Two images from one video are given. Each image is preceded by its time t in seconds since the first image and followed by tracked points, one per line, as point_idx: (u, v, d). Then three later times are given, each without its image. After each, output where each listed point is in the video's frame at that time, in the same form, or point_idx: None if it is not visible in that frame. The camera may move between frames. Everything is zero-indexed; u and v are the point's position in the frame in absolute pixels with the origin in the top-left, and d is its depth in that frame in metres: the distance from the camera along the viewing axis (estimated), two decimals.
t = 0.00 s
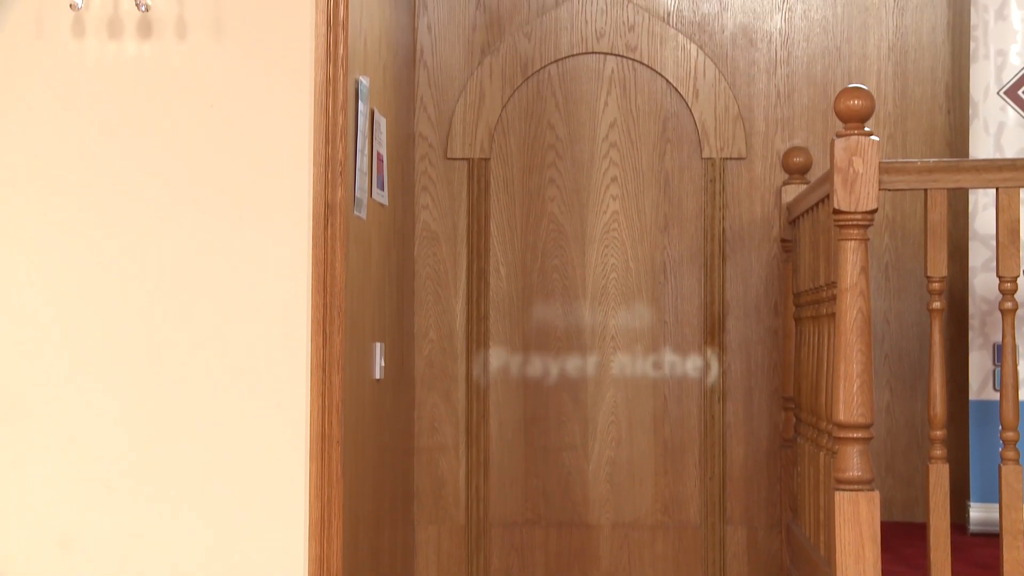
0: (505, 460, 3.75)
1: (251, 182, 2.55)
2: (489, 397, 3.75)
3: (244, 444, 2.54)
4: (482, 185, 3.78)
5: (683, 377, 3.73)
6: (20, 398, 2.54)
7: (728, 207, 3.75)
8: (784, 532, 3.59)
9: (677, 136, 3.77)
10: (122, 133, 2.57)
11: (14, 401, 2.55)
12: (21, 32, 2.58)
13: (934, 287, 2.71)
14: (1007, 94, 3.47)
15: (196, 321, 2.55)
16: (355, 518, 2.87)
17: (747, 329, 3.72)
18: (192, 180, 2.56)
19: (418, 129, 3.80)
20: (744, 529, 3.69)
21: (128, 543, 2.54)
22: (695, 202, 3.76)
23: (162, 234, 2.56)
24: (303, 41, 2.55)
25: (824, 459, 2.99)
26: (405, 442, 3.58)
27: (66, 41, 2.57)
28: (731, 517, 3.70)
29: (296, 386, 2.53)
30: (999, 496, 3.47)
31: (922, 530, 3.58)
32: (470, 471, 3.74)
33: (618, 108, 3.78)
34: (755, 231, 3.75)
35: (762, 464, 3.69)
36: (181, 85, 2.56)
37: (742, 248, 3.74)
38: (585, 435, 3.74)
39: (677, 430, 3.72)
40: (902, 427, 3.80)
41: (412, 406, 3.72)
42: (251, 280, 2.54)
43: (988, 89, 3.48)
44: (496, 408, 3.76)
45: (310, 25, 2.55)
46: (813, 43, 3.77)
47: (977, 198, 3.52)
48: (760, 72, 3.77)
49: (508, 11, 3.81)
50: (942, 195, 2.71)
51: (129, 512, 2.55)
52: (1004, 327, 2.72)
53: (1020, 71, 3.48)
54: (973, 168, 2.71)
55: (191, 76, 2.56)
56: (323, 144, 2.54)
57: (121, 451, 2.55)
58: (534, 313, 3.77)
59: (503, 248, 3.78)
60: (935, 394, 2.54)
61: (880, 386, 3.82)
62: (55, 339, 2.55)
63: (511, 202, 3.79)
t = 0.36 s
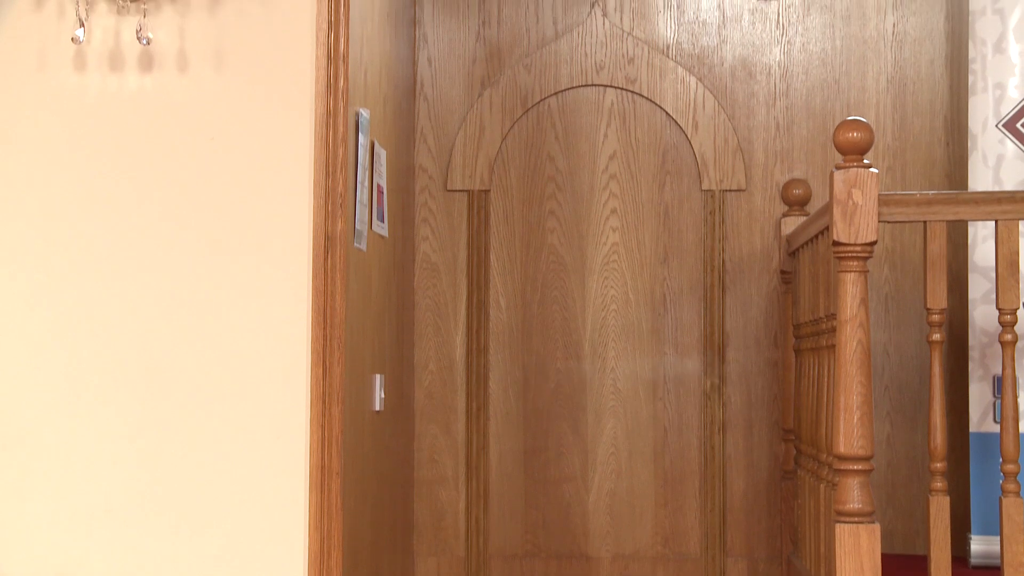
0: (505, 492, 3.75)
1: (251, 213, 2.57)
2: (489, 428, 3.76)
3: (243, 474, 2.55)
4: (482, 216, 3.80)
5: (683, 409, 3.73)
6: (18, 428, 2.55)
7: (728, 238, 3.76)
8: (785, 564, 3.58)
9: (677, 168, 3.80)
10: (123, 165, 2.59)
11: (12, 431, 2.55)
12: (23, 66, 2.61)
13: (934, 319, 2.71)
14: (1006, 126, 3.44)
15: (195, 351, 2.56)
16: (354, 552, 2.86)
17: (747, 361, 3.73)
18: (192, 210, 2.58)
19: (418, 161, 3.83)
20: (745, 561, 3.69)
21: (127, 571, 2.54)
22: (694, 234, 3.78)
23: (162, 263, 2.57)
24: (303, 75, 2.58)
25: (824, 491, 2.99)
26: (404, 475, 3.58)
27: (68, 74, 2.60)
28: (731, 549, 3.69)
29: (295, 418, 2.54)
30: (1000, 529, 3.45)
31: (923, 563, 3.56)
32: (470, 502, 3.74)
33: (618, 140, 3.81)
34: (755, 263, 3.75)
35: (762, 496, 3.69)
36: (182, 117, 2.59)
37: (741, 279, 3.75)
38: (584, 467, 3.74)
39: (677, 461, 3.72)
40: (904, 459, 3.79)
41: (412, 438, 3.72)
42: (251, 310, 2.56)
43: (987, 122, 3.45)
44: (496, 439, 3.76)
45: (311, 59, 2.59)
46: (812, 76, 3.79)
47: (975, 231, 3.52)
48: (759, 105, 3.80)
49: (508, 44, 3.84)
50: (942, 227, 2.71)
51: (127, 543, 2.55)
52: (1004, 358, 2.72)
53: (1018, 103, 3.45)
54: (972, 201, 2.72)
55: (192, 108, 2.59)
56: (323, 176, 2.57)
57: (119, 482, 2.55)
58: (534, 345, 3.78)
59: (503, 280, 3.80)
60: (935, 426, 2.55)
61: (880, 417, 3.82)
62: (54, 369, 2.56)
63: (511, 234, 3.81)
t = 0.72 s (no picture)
0: (505, 521, 3.75)
1: (252, 241, 2.62)
2: (489, 457, 3.76)
3: (241, 494, 2.59)
4: (482, 245, 3.81)
5: (683, 437, 3.73)
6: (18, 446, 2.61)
7: (728, 267, 3.77)
8: None
9: (676, 197, 3.82)
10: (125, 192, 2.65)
11: (13, 448, 2.61)
12: (26, 96, 2.69)
13: (934, 348, 2.71)
14: (1004, 157, 3.45)
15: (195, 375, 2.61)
16: None
17: (747, 389, 3.73)
18: (194, 236, 2.63)
19: (418, 190, 3.85)
20: None
21: None
22: (694, 263, 3.79)
23: (164, 287, 2.63)
24: (304, 107, 2.64)
25: (825, 520, 2.98)
26: (404, 504, 3.58)
27: (70, 105, 2.68)
28: None
29: (295, 450, 2.58)
30: (1001, 559, 3.43)
31: None
32: (470, 531, 3.73)
33: (618, 169, 3.83)
34: (755, 292, 3.76)
35: (762, 526, 3.68)
36: (184, 145, 2.65)
37: (741, 308, 3.76)
38: (584, 496, 3.74)
39: (677, 490, 3.72)
40: (904, 489, 3.78)
41: (412, 467, 3.72)
42: (250, 334, 2.60)
43: (986, 152, 3.46)
44: (496, 468, 3.76)
45: (311, 92, 2.64)
46: (811, 106, 3.81)
47: (974, 260, 3.50)
48: (759, 134, 3.82)
49: (508, 74, 3.86)
50: (941, 256, 2.71)
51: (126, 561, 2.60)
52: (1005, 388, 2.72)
53: (1017, 133, 3.46)
54: (971, 230, 2.73)
55: (194, 136, 2.65)
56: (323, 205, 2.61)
57: (118, 500, 2.60)
58: (534, 374, 3.79)
59: (504, 309, 3.81)
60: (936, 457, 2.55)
61: (881, 447, 3.81)
62: (54, 387, 2.62)
63: (511, 263, 3.82)
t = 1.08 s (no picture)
0: (505, 548, 3.74)
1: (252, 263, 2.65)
2: (489, 483, 3.75)
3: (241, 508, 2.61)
4: (482, 270, 3.82)
5: (683, 462, 3.73)
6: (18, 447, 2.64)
7: (728, 292, 3.78)
8: None
9: (676, 223, 3.83)
10: (126, 205, 2.68)
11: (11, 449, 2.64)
12: (26, 122, 2.71)
13: (934, 374, 2.72)
14: (1004, 182, 3.46)
15: (195, 382, 2.64)
16: None
17: (747, 415, 3.73)
18: (195, 258, 2.67)
19: (418, 216, 3.86)
20: None
21: None
22: (694, 288, 3.80)
23: (165, 308, 2.66)
24: (304, 133, 2.68)
25: (825, 546, 2.98)
26: (403, 530, 3.58)
27: (70, 130, 2.70)
28: None
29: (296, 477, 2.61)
30: None
31: None
32: (470, 557, 3.72)
33: (618, 195, 3.85)
34: (755, 318, 3.77)
35: (762, 552, 3.68)
36: (185, 168, 2.69)
37: (741, 334, 3.77)
38: (584, 522, 3.73)
39: (677, 516, 3.72)
40: (905, 515, 3.78)
41: (411, 493, 3.71)
42: (252, 356, 2.63)
43: (986, 178, 3.49)
44: (496, 495, 3.76)
45: (312, 118, 2.68)
46: (810, 132, 3.84)
47: (974, 285, 3.51)
48: (758, 160, 3.84)
49: (508, 100, 3.89)
50: (941, 282, 2.73)
51: (126, 560, 2.62)
52: (1005, 414, 2.72)
53: (1015, 159, 3.48)
54: (971, 256, 2.74)
55: (194, 159, 2.69)
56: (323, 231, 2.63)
57: (117, 507, 2.63)
58: (534, 400, 3.79)
59: (504, 335, 3.82)
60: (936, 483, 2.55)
61: (881, 472, 3.80)
62: (53, 386, 2.64)
63: (510, 288, 3.83)
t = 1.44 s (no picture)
0: (505, 564, 3.74)
1: (252, 275, 2.67)
2: (489, 499, 3.75)
3: (241, 519, 2.62)
4: (482, 286, 3.83)
5: (683, 478, 3.73)
6: (18, 448, 2.64)
7: (728, 308, 3.79)
8: None
9: (676, 239, 3.84)
10: (128, 210, 2.70)
11: (11, 450, 2.64)
12: (26, 137, 2.73)
13: (935, 390, 2.72)
14: (1003, 199, 3.47)
15: (195, 387, 2.65)
16: None
17: (747, 431, 3.73)
18: (195, 269, 2.68)
19: (418, 232, 3.87)
20: None
21: None
22: (694, 304, 3.81)
23: (165, 320, 2.67)
24: (305, 149, 2.69)
25: (825, 562, 2.98)
26: (403, 546, 3.58)
27: (70, 146, 2.72)
28: None
29: (296, 493, 2.61)
30: None
31: None
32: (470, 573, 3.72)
33: (618, 212, 3.86)
34: (755, 334, 3.77)
35: (763, 568, 3.67)
36: (185, 180, 2.70)
37: (742, 350, 3.77)
38: (585, 538, 3.73)
39: (677, 533, 3.71)
40: (905, 532, 3.77)
41: (411, 509, 3.71)
42: (252, 368, 2.64)
43: (985, 194, 3.49)
44: (496, 511, 3.76)
45: (312, 133, 2.69)
46: (810, 148, 3.85)
47: (974, 302, 3.52)
48: (758, 176, 3.85)
49: (508, 116, 3.91)
50: (941, 298, 2.73)
51: (125, 562, 2.62)
52: (1005, 430, 2.72)
53: (1015, 176, 3.49)
54: (971, 272, 2.75)
55: (194, 171, 2.70)
56: (323, 247, 2.64)
57: (117, 518, 2.63)
58: (534, 416, 3.79)
59: (504, 351, 3.82)
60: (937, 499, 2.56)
61: (881, 489, 3.80)
62: (54, 387, 2.65)
63: (511, 304, 3.84)
